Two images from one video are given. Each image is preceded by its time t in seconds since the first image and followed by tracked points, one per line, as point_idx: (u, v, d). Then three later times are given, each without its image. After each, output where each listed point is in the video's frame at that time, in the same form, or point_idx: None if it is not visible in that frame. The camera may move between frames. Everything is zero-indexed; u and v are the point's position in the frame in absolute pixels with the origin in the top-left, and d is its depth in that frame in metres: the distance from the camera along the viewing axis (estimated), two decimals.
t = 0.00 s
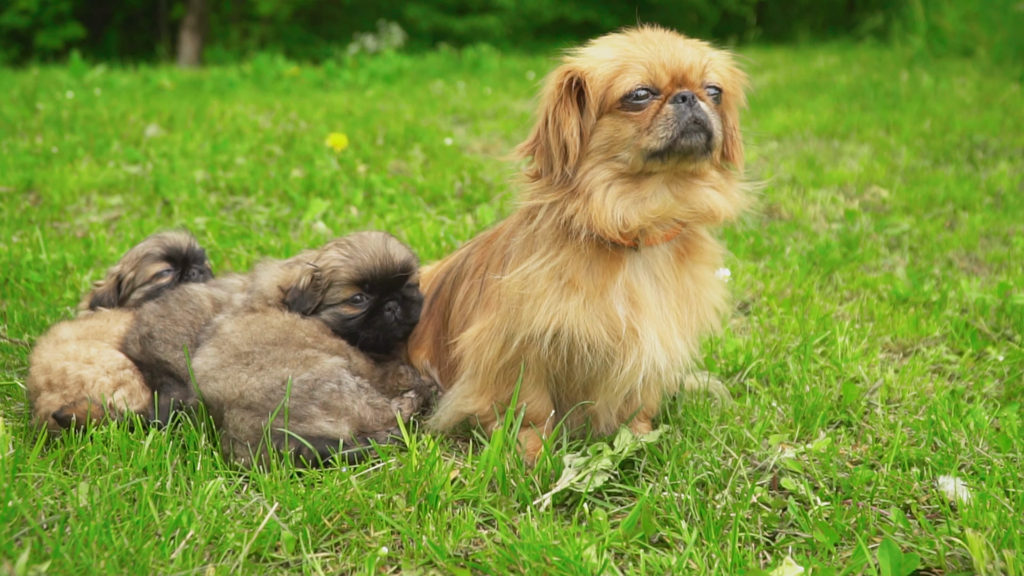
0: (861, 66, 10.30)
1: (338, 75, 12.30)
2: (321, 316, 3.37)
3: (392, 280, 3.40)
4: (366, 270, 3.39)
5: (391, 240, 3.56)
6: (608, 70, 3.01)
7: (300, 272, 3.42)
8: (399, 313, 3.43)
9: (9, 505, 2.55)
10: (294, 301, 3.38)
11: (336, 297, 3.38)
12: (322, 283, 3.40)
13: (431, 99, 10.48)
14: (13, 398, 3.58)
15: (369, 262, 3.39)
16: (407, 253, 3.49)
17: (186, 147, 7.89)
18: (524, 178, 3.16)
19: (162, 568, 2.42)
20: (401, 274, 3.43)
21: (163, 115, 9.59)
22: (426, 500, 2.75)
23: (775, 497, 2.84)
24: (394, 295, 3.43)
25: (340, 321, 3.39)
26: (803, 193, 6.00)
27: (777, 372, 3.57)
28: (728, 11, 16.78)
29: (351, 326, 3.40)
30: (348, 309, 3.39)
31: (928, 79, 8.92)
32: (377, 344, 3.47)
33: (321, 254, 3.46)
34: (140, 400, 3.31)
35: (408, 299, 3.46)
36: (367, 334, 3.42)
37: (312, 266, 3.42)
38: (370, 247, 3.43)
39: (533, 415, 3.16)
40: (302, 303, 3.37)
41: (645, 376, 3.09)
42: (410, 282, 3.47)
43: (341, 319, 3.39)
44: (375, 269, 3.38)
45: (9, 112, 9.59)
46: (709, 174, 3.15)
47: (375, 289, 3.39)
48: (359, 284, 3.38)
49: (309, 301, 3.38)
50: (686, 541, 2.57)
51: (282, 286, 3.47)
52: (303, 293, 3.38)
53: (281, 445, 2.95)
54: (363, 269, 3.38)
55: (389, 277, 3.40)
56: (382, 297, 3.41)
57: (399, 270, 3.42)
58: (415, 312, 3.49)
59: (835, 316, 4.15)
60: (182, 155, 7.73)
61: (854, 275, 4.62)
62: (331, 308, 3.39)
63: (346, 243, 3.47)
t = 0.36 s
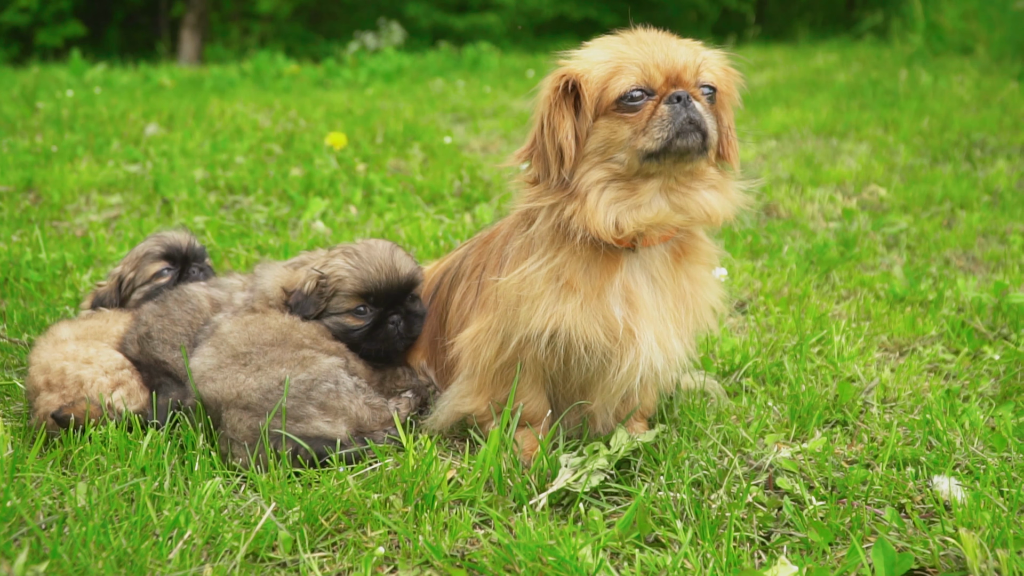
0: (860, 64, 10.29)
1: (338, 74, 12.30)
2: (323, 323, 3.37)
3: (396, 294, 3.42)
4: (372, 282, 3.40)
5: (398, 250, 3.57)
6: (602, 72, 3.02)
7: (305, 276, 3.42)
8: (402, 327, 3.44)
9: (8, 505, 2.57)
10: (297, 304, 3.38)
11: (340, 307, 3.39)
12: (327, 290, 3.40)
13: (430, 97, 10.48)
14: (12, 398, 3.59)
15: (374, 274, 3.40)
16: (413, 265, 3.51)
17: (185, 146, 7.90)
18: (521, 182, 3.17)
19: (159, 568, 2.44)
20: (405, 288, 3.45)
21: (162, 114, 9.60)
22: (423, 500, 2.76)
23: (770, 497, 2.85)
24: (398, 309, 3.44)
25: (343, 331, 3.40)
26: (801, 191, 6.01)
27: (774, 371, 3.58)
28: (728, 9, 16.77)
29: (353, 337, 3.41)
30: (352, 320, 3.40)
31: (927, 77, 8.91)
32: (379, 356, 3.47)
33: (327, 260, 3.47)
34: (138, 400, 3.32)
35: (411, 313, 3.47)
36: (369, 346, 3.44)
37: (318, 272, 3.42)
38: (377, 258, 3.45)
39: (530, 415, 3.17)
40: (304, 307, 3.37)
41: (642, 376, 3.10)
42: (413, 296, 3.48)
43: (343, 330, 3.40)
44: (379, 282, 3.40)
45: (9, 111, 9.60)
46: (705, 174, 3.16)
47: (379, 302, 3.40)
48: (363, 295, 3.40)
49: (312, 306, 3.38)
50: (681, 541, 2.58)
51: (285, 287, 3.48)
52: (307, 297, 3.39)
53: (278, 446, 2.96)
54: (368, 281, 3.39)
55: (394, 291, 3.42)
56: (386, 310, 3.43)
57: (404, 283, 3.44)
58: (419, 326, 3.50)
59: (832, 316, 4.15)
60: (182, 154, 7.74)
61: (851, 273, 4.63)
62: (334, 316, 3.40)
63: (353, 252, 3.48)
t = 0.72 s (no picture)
0: (859, 64, 10.29)
1: (337, 73, 12.31)
2: (322, 333, 3.36)
3: (397, 309, 3.40)
4: (373, 295, 3.37)
5: (401, 263, 3.55)
6: (588, 81, 3.04)
7: (308, 284, 3.40)
8: (401, 341, 3.42)
9: None
10: (297, 313, 3.36)
11: (340, 319, 3.37)
12: (328, 301, 3.38)
13: (429, 97, 10.48)
14: (6, 402, 3.61)
15: (376, 289, 3.38)
16: (414, 279, 3.50)
17: (183, 147, 7.92)
18: (511, 190, 3.19)
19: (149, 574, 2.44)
20: (407, 303, 3.43)
21: (161, 114, 9.61)
22: (413, 505, 2.77)
23: (759, 503, 2.86)
24: (398, 324, 3.42)
25: (342, 344, 3.38)
26: (797, 193, 6.01)
27: (765, 376, 3.58)
28: (729, 8, 16.75)
29: (352, 351, 3.39)
30: (352, 334, 3.38)
31: (925, 77, 8.91)
32: (378, 369, 3.45)
33: (330, 270, 3.44)
34: (130, 405, 3.32)
35: (410, 328, 3.44)
36: (367, 360, 3.41)
37: (320, 282, 3.39)
38: (379, 271, 3.43)
39: (520, 421, 3.17)
40: (304, 316, 3.35)
41: (632, 382, 3.10)
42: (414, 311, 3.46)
43: (342, 342, 3.38)
44: (381, 296, 3.38)
45: (8, 111, 9.61)
46: (693, 180, 3.17)
47: (379, 317, 3.38)
48: (364, 309, 3.37)
49: (312, 316, 3.36)
50: (668, 548, 2.59)
51: (287, 293, 3.46)
52: (308, 306, 3.36)
53: (269, 451, 2.97)
54: (369, 295, 3.37)
55: (394, 306, 3.40)
56: (386, 325, 3.41)
57: (404, 297, 3.42)
58: (417, 340, 3.48)
59: (825, 320, 4.16)
60: (180, 155, 7.76)
61: (845, 277, 4.63)
62: (334, 328, 3.37)
63: (357, 264, 3.45)
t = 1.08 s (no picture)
0: (856, 62, 10.27)
1: (335, 74, 12.31)
2: (310, 345, 3.35)
3: (385, 322, 3.41)
4: (361, 307, 3.38)
5: (389, 274, 3.55)
6: (564, 87, 3.05)
7: (297, 295, 3.39)
8: (389, 354, 3.42)
9: None
10: (286, 323, 3.34)
11: (328, 331, 3.37)
12: (317, 312, 3.37)
13: (426, 98, 10.47)
14: None
15: (365, 301, 3.38)
16: (402, 290, 3.50)
17: (179, 151, 7.93)
18: (492, 199, 3.20)
19: None
20: (395, 316, 3.44)
21: (158, 116, 9.62)
22: (398, 516, 2.78)
23: (743, 510, 2.87)
24: (386, 336, 3.42)
25: (330, 356, 3.37)
26: (790, 194, 6.00)
27: (753, 381, 3.58)
28: (727, 5, 16.71)
29: (340, 363, 3.39)
30: (340, 346, 3.38)
31: (921, 76, 8.89)
32: (366, 382, 3.45)
33: (319, 282, 3.43)
34: (119, 414, 3.34)
35: (399, 341, 3.45)
36: (355, 372, 3.41)
37: (310, 293, 3.38)
38: (367, 283, 3.42)
39: (506, 428, 3.17)
40: (293, 327, 3.33)
41: (617, 388, 3.10)
42: (402, 324, 3.47)
43: (330, 354, 3.38)
44: (369, 309, 3.38)
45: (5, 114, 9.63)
46: (672, 184, 3.18)
47: (367, 329, 3.38)
48: (352, 321, 3.37)
49: (301, 327, 3.34)
50: (651, 557, 2.60)
51: (276, 303, 3.44)
52: (298, 317, 3.34)
53: (255, 461, 2.97)
54: (358, 307, 3.36)
55: (382, 318, 3.40)
56: (375, 337, 3.41)
57: (392, 309, 3.43)
58: (405, 353, 3.49)
59: (815, 323, 4.15)
60: (175, 158, 7.77)
61: (836, 279, 4.62)
62: (321, 339, 3.37)
63: (346, 275, 3.44)
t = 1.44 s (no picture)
0: (856, 65, 10.23)
1: (334, 76, 12.29)
2: (296, 364, 3.35)
3: (370, 337, 3.40)
4: (346, 324, 3.37)
5: (375, 290, 3.54)
6: (547, 108, 3.04)
7: (282, 313, 3.39)
8: (376, 371, 3.42)
9: None
10: (272, 343, 3.35)
11: (314, 349, 3.36)
12: (302, 330, 3.37)
13: (424, 102, 10.45)
14: None
15: (349, 318, 3.37)
16: (389, 306, 3.49)
17: (176, 157, 7.91)
18: (479, 220, 3.19)
19: None
20: (381, 331, 3.43)
21: (156, 121, 9.61)
22: (386, 542, 2.77)
23: (734, 536, 2.85)
24: (373, 352, 3.42)
25: (315, 374, 3.37)
26: (788, 203, 5.97)
27: (746, 400, 3.56)
28: (728, 5, 16.67)
29: (326, 381, 3.38)
30: (326, 364, 3.37)
31: (920, 79, 8.86)
32: (353, 399, 3.45)
33: (303, 299, 3.43)
34: (108, 436, 3.34)
35: (385, 357, 3.45)
36: (342, 390, 3.41)
37: (294, 310, 3.38)
38: (352, 299, 3.42)
39: (496, 450, 3.16)
40: (279, 346, 3.35)
41: (606, 409, 3.09)
42: (388, 339, 3.46)
43: (316, 372, 3.37)
44: (354, 325, 3.37)
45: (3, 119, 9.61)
46: (659, 204, 3.16)
47: (353, 346, 3.38)
48: (337, 339, 3.37)
49: (288, 346, 3.35)
50: None
51: (261, 323, 3.44)
52: (283, 336, 3.35)
53: (243, 486, 2.98)
54: (342, 324, 3.36)
55: (368, 334, 3.39)
56: (360, 354, 3.40)
57: (378, 325, 3.42)
58: (391, 370, 3.48)
59: (809, 339, 4.14)
60: (172, 165, 7.75)
61: (832, 291, 4.60)
62: (308, 358, 3.36)
63: (330, 292, 3.44)
